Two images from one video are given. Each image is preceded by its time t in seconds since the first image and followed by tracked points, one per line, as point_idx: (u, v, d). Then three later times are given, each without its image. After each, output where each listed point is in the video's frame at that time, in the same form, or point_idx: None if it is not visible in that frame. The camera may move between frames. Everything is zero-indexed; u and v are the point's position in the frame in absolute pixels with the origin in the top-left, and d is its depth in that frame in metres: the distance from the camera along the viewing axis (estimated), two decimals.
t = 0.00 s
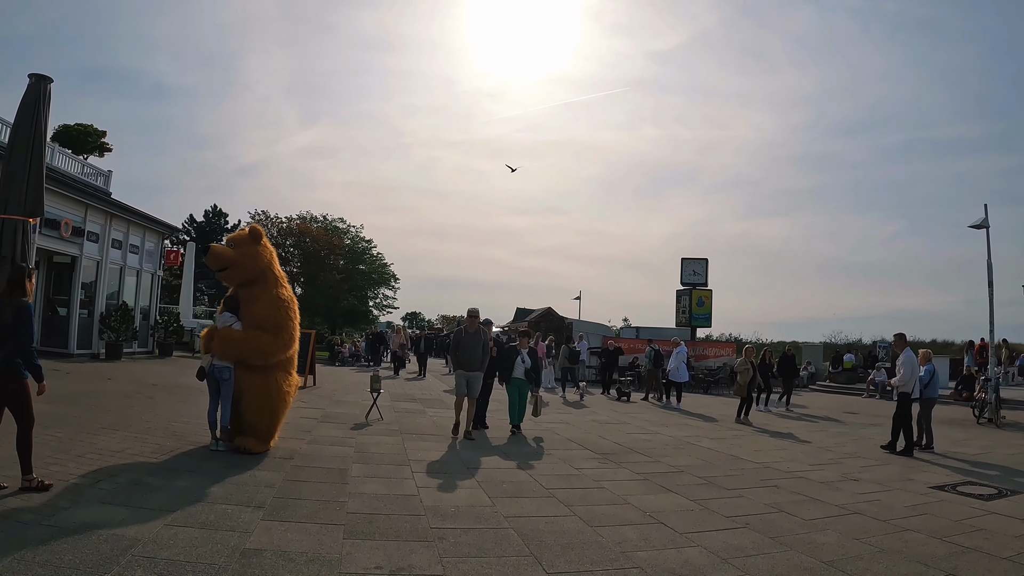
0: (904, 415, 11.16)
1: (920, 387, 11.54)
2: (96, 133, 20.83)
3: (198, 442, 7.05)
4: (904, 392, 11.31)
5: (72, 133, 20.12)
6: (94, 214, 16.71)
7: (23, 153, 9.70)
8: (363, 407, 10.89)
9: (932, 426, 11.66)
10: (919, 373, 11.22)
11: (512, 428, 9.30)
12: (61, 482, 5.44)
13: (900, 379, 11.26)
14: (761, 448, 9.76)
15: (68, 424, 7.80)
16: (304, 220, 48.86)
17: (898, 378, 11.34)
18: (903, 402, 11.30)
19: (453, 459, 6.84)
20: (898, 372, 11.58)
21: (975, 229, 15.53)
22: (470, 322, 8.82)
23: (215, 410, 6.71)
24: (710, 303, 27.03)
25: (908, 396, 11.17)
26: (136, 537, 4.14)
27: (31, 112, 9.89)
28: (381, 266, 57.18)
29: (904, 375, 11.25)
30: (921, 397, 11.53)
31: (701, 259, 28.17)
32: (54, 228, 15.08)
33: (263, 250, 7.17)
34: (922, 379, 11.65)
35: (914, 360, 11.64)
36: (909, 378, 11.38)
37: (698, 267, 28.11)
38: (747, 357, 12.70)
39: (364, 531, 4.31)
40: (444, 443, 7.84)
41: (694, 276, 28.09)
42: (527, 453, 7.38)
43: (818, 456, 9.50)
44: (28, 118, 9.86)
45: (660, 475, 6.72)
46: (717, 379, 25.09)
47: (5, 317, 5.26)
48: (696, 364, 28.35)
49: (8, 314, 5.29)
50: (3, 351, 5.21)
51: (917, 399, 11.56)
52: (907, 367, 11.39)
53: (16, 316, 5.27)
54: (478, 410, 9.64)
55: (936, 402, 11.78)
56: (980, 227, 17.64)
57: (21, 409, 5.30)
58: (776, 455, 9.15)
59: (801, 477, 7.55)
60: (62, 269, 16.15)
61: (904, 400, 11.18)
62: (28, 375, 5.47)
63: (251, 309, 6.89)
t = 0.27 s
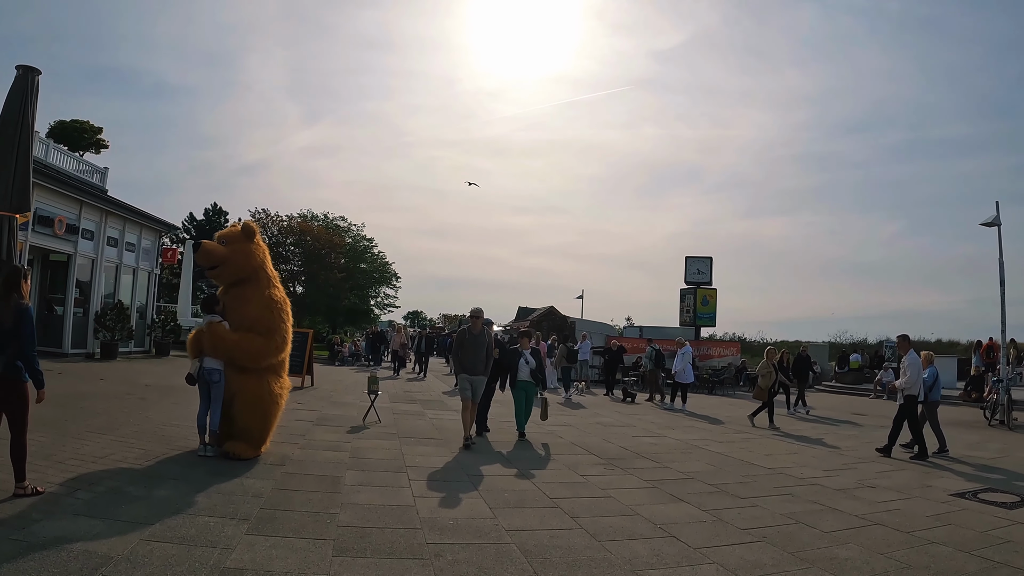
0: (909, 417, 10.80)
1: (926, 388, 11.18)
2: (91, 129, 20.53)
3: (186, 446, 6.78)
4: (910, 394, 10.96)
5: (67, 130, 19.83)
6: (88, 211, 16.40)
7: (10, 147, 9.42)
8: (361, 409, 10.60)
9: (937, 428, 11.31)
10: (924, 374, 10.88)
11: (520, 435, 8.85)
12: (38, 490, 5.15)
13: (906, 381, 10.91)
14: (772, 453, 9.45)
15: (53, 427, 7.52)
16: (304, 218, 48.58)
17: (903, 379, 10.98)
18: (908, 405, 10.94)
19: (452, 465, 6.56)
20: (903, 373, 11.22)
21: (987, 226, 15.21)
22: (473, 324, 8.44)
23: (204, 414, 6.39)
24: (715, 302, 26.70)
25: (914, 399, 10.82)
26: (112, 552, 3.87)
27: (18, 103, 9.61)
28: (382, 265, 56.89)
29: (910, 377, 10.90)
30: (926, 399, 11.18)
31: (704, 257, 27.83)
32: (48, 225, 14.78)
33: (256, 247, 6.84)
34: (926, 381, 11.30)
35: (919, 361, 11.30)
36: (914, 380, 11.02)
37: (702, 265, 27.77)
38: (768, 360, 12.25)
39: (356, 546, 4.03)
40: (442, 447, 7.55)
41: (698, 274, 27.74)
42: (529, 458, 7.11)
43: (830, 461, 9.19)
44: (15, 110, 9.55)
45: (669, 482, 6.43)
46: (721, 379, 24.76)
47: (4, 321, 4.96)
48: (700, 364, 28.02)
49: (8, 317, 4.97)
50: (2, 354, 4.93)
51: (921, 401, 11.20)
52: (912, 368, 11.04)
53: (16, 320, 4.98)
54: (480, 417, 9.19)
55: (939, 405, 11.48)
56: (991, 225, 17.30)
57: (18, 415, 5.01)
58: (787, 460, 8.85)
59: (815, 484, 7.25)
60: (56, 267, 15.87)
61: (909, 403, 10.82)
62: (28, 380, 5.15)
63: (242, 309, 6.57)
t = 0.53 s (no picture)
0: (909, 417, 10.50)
1: (926, 387, 10.88)
2: (89, 126, 20.30)
3: (171, 448, 6.48)
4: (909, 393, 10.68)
5: (64, 126, 19.61)
6: (84, 208, 16.14)
7: None
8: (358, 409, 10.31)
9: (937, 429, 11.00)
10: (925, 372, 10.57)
11: (522, 437, 8.46)
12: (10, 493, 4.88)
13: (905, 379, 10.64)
14: (782, 457, 9.12)
15: (36, 427, 7.24)
16: (306, 217, 48.33)
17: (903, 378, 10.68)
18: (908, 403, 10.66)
19: (447, 469, 6.24)
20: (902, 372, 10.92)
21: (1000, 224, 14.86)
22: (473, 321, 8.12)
23: (190, 415, 6.10)
24: (720, 302, 26.36)
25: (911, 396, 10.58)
26: (78, 563, 3.59)
27: (7, 91, 9.14)
28: (384, 264, 56.59)
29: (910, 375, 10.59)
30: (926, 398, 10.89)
31: (709, 256, 27.49)
32: (42, 221, 14.51)
33: (245, 243, 6.57)
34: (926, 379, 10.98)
35: (918, 359, 10.98)
36: (914, 378, 10.73)
37: (707, 264, 27.43)
38: (791, 358, 11.95)
39: (343, 557, 3.73)
40: (439, 450, 7.23)
41: (703, 273, 27.40)
42: (529, 462, 6.81)
43: (843, 466, 8.85)
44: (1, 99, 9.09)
45: (677, 488, 6.11)
46: (727, 379, 24.38)
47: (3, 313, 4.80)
48: (704, 364, 27.69)
49: (8, 309, 4.82)
50: None
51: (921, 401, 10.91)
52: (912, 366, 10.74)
53: (16, 313, 4.82)
54: (480, 421, 8.80)
55: (940, 406, 11.18)
56: (1001, 223, 16.94)
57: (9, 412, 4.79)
58: (798, 464, 8.51)
59: (829, 490, 6.92)
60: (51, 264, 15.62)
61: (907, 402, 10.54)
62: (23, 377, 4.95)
63: (230, 307, 6.28)
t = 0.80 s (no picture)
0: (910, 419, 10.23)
1: (929, 388, 10.56)
2: (84, 121, 20.01)
3: (153, 452, 6.19)
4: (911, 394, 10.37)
5: (59, 122, 19.34)
6: (78, 205, 15.84)
7: None
8: (354, 411, 10.03)
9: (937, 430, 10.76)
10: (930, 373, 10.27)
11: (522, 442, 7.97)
12: None
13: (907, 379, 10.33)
14: (792, 464, 8.81)
15: (17, 429, 6.96)
16: (308, 215, 48.08)
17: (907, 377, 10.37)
18: (910, 404, 10.34)
19: (444, 475, 5.94)
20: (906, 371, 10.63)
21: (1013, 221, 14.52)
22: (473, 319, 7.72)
23: (171, 417, 5.81)
24: (725, 301, 26.02)
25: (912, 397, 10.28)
26: None
27: None
28: (385, 263, 56.30)
29: (915, 375, 10.28)
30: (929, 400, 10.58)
31: (714, 255, 27.14)
32: (35, 218, 14.23)
33: (233, 236, 6.17)
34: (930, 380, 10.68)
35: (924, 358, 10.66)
36: (917, 378, 10.42)
37: (711, 263, 27.07)
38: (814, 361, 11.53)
39: None
40: (436, 454, 6.92)
41: (708, 272, 27.05)
42: (530, 468, 6.50)
43: (855, 473, 8.54)
44: None
45: (686, 496, 5.88)
46: (732, 380, 24.03)
47: None
48: (709, 364, 27.36)
49: None
50: None
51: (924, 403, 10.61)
52: (917, 366, 10.43)
53: None
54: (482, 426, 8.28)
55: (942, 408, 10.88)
56: (1013, 221, 16.58)
57: None
58: (809, 471, 8.20)
59: (842, 500, 6.70)
60: (45, 262, 15.34)
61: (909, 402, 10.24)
62: None
63: (216, 302, 5.87)
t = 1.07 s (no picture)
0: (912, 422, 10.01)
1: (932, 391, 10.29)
2: (82, 119, 19.80)
3: (139, 458, 5.91)
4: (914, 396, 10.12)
5: (56, 120, 19.14)
6: (74, 203, 15.60)
7: None
8: (351, 413, 9.74)
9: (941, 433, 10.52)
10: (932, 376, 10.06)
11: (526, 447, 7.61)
12: None
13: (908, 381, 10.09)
14: (804, 469, 8.50)
15: None
16: (309, 215, 47.88)
17: (908, 379, 10.17)
18: (913, 407, 10.08)
19: (442, 483, 5.65)
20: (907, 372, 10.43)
21: None
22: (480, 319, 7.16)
23: (157, 421, 5.45)
24: (730, 300, 25.70)
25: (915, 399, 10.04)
26: None
27: None
28: (387, 262, 56.08)
29: (915, 377, 10.09)
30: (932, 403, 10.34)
31: (718, 253, 26.81)
32: (29, 216, 14.00)
33: (231, 233, 5.78)
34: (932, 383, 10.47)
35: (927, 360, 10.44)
36: (919, 380, 10.15)
37: (716, 262, 26.75)
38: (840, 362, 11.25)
39: None
40: (435, 460, 6.64)
41: (712, 271, 26.73)
42: (533, 476, 6.20)
43: (871, 480, 8.23)
44: None
45: (698, 506, 5.61)
46: (737, 380, 23.70)
47: None
48: (713, 364, 27.05)
49: None
50: None
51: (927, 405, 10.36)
52: (919, 367, 10.21)
53: None
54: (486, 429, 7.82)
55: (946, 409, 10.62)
56: None
57: None
58: (823, 478, 7.89)
59: (859, 509, 6.42)
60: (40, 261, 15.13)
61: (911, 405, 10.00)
62: None
63: (210, 304, 5.49)
